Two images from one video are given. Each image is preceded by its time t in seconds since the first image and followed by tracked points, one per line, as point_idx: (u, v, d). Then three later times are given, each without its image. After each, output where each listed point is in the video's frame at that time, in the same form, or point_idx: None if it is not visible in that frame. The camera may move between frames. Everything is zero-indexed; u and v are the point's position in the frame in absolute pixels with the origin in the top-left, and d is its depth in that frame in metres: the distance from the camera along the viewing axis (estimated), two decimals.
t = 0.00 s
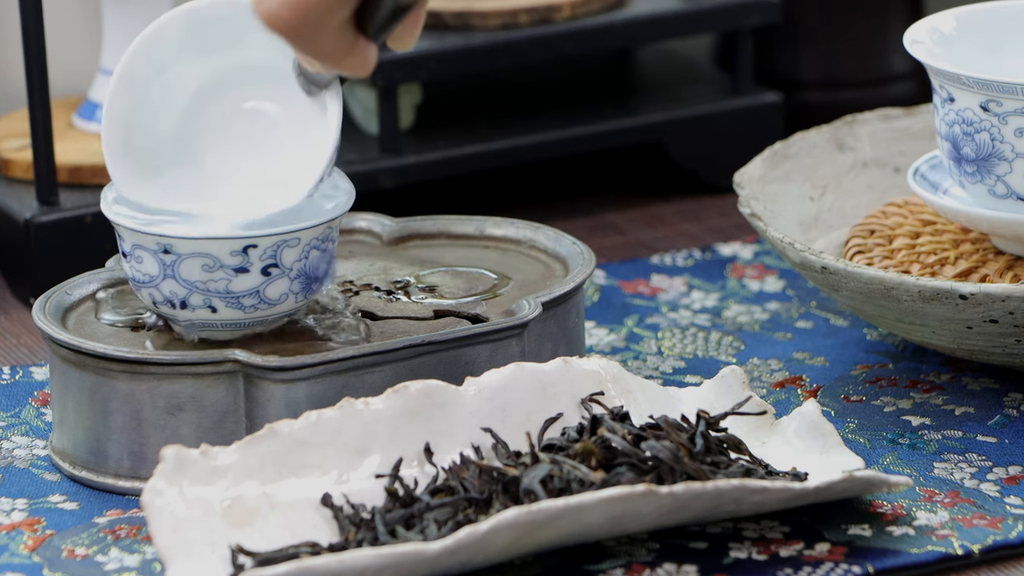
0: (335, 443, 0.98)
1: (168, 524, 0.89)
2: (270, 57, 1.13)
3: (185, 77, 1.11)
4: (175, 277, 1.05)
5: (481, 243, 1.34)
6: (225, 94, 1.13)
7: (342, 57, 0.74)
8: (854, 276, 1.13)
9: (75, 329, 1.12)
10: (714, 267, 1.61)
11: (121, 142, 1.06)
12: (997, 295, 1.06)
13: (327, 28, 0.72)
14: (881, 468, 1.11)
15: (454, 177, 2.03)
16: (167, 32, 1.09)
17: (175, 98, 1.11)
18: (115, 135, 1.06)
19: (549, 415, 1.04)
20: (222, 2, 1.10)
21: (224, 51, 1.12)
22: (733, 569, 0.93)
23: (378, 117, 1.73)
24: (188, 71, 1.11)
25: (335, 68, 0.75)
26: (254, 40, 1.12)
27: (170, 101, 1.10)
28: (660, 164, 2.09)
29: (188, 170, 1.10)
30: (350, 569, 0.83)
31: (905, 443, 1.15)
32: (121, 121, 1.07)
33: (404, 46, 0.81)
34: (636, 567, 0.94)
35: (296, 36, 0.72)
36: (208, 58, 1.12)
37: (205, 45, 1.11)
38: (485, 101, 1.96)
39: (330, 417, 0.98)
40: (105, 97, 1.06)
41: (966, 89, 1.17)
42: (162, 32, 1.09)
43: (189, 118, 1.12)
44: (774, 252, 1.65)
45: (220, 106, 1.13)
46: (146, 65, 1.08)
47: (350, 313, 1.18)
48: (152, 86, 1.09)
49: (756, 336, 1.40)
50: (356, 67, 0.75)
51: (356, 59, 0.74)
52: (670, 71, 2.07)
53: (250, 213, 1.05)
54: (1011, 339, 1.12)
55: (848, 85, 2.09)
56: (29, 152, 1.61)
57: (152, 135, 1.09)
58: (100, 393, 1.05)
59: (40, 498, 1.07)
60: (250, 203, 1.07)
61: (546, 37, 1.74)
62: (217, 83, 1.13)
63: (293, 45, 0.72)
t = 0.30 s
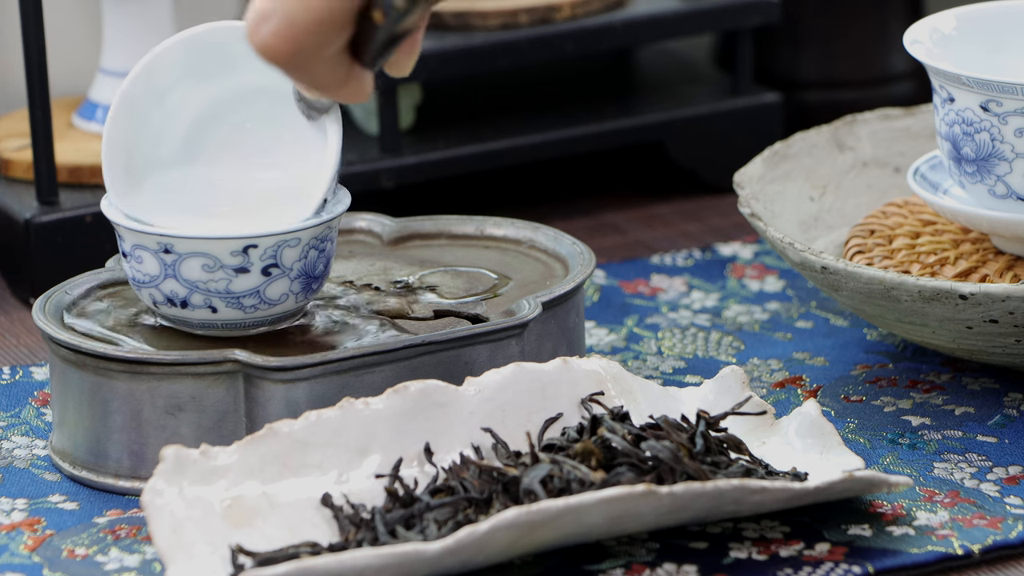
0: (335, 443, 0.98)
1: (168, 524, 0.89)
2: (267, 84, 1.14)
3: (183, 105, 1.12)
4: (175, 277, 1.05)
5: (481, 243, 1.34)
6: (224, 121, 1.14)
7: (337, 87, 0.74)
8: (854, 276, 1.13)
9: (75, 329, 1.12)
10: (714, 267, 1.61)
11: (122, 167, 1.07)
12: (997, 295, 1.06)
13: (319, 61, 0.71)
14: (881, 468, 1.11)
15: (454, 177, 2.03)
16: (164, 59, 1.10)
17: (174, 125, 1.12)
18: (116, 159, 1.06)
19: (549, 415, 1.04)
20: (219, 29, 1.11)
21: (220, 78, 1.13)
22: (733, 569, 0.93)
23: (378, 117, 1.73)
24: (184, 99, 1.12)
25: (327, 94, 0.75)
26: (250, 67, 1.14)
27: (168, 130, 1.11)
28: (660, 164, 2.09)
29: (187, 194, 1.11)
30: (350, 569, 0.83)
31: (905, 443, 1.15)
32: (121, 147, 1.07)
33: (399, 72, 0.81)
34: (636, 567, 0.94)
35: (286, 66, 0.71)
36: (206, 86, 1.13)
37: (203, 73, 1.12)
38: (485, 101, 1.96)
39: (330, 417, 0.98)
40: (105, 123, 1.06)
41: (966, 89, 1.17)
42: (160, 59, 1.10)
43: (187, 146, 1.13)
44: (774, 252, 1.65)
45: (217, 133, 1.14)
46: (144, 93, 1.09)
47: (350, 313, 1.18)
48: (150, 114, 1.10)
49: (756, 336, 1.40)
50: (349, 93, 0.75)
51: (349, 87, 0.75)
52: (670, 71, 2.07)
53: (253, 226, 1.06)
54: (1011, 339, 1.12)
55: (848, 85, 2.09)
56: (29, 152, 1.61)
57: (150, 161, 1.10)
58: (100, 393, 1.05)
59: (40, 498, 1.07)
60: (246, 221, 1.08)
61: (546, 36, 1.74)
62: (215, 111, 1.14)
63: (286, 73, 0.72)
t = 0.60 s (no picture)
0: (335, 443, 0.98)
1: (168, 524, 0.89)
2: (270, 88, 1.14)
3: (185, 107, 1.12)
4: (176, 277, 1.05)
5: (481, 243, 1.34)
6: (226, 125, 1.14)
7: None
8: (854, 276, 1.13)
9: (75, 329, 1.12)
10: (714, 267, 1.61)
11: (121, 169, 1.08)
12: (997, 295, 1.06)
13: None
14: (881, 468, 1.11)
15: (454, 177, 2.03)
16: (167, 61, 1.10)
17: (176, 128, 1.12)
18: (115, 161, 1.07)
19: (549, 415, 1.04)
20: (221, 31, 1.10)
21: (222, 82, 1.13)
22: (733, 569, 0.93)
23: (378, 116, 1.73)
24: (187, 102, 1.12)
25: (318, 57, 0.85)
26: (252, 72, 1.13)
27: (169, 132, 1.11)
28: (660, 164, 2.09)
29: (187, 197, 1.10)
30: (350, 569, 0.83)
31: (905, 443, 1.15)
32: (121, 149, 1.08)
33: None
34: (636, 567, 0.94)
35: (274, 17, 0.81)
36: (208, 89, 1.13)
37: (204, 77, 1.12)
38: (485, 100, 1.96)
39: (330, 417, 0.98)
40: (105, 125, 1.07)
41: (966, 89, 1.17)
42: (162, 61, 1.10)
43: (188, 148, 1.12)
44: (774, 252, 1.65)
45: (220, 136, 1.14)
46: (145, 95, 1.10)
47: (350, 312, 1.18)
48: (151, 117, 1.10)
49: (756, 336, 1.40)
50: None
51: (338, 49, 0.85)
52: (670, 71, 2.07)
53: (254, 225, 1.06)
54: (1011, 339, 1.12)
55: (848, 85, 2.09)
56: (29, 153, 1.61)
57: (150, 163, 1.10)
58: (100, 393, 1.05)
59: (40, 498, 1.07)
60: (244, 224, 1.08)
61: (545, 36, 1.74)
62: (218, 114, 1.13)
63: None
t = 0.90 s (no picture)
0: (335, 443, 0.98)
1: (168, 524, 0.89)
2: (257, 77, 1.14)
3: (174, 101, 1.12)
4: (179, 277, 1.05)
5: (481, 243, 1.34)
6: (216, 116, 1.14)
7: None
8: (854, 276, 1.13)
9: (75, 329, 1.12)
10: (714, 267, 1.61)
11: (114, 166, 1.07)
12: (997, 295, 1.06)
13: None
14: (881, 468, 1.11)
15: (454, 177, 2.03)
16: (151, 55, 1.10)
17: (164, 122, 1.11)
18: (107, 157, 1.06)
19: (549, 415, 1.04)
20: (207, 22, 1.11)
21: (209, 75, 1.13)
22: (733, 569, 0.93)
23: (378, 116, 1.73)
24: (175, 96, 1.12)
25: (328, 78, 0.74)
26: (239, 63, 1.13)
27: (160, 127, 1.11)
28: (660, 163, 2.09)
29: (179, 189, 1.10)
30: (349, 569, 0.83)
31: (905, 443, 1.15)
32: (113, 145, 1.07)
33: None
34: (636, 567, 0.94)
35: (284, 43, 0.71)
36: (196, 81, 1.13)
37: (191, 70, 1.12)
38: (485, 100, 1.96)
39: (330, 417, 0.98)
40: (96, 121, 1.06)
41: (966, 89, 1.17)
42: (149, 56, 1.09)
43: (179, 143, 1.12)
44: (774, 252, 1.65)
45: (210, 128, 1.14)
46: (133, 90, 1.09)
47: (350, 312, 1.18)
48: (140, 112, 1.10)
49: (756, 336, 1.40)
50: None
51: (347, 69, 0.74)
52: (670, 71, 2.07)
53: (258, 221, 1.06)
54: (1011, 339, 1.12)
55: (848, 85, 2.09)
56: (29, 153, 1.61)
57: (141, 158, 1.10)
58: (100, 393, 1.05)
59: (40, 498, 1.07)
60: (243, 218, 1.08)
61: (545, 36, 1.74)
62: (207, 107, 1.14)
63: None
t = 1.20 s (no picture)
0: (335, 443, 0.98)
1: (168, 524, 0.89)
2: (266, 84, 1.15)
3: (185, 110, 1.12)
4: (174, 275, 1.05)
5: (481, 243, 1.34)
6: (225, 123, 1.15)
7: None
8: (854, 276, 1.13)
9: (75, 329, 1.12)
10: (714, 267, 1.61)
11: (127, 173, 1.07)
12: (997, 295, 1.06)
13: None
14: (881, 468, 1.11)
15: (454, 177, 2.03)
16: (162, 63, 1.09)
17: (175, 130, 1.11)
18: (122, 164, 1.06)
19: (549, 415, 1.04)
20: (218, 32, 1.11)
21: (218, 82, 1.14)
22: (733, 569, 0.93)
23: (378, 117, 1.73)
24: (186, 104, 1.12)
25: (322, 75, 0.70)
26: (249, 69, 1.14)
27: (171, 134, 1.11)
28: (660, 164, 2.09)
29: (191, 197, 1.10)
30: (350, 569, 0.83)
31: (905, 443, 1.15)
32: (127, 151, 1.07)
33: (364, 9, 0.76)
34: (636, 567, 0.94)
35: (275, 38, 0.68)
36: (206, 89, 1.13)
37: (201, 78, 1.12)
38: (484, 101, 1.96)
39: (330, 417, 0.98)
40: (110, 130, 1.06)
41: (966, 89, 1.17)
42: (161, 65, 1.09)
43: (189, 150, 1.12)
44: (774, 252, 1.65)
45: (219, 135, 1.14)
46: (145, 99, 1.09)
47: (350, 313, 1.18)
48: (153, 120, 1.10)
49: (756, 336, 1.40)
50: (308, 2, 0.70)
51: (341, 65, 0.70)
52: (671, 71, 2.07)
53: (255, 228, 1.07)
54: (1011, 339, 1.12)
55: (848, 85, 2.09)
56: (29, 153, 1.61)
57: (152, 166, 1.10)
58: (100, 393, 1.05)
59: (40, 498, 1.07)
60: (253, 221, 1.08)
61: (545, 36, 1.74)
62: (217, 115, 1.14)
63: None
